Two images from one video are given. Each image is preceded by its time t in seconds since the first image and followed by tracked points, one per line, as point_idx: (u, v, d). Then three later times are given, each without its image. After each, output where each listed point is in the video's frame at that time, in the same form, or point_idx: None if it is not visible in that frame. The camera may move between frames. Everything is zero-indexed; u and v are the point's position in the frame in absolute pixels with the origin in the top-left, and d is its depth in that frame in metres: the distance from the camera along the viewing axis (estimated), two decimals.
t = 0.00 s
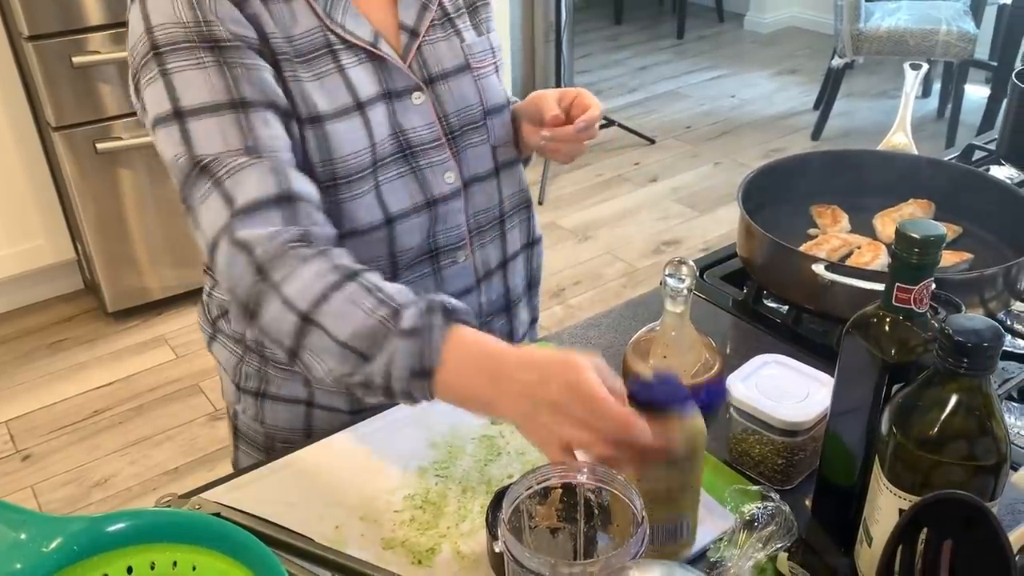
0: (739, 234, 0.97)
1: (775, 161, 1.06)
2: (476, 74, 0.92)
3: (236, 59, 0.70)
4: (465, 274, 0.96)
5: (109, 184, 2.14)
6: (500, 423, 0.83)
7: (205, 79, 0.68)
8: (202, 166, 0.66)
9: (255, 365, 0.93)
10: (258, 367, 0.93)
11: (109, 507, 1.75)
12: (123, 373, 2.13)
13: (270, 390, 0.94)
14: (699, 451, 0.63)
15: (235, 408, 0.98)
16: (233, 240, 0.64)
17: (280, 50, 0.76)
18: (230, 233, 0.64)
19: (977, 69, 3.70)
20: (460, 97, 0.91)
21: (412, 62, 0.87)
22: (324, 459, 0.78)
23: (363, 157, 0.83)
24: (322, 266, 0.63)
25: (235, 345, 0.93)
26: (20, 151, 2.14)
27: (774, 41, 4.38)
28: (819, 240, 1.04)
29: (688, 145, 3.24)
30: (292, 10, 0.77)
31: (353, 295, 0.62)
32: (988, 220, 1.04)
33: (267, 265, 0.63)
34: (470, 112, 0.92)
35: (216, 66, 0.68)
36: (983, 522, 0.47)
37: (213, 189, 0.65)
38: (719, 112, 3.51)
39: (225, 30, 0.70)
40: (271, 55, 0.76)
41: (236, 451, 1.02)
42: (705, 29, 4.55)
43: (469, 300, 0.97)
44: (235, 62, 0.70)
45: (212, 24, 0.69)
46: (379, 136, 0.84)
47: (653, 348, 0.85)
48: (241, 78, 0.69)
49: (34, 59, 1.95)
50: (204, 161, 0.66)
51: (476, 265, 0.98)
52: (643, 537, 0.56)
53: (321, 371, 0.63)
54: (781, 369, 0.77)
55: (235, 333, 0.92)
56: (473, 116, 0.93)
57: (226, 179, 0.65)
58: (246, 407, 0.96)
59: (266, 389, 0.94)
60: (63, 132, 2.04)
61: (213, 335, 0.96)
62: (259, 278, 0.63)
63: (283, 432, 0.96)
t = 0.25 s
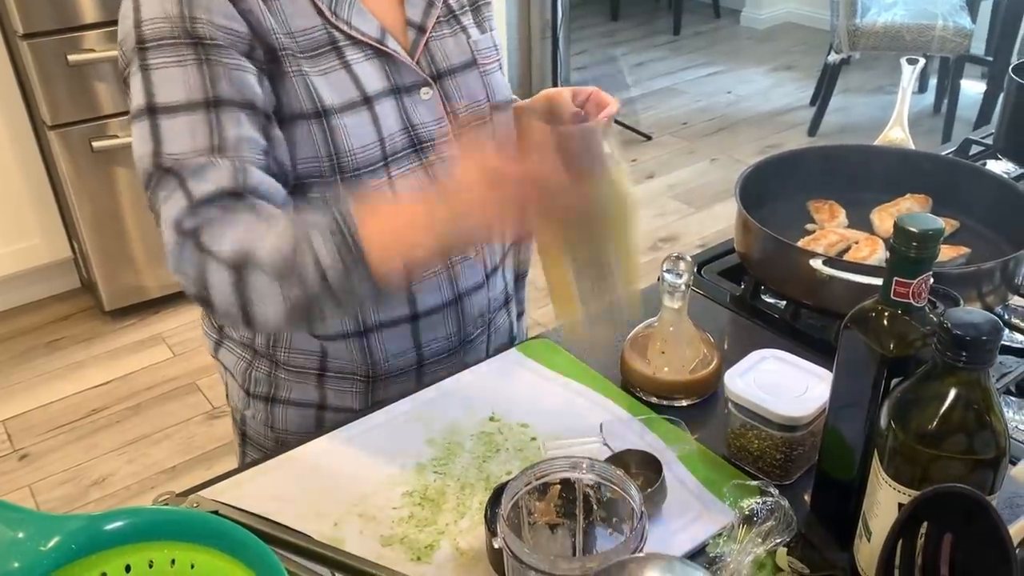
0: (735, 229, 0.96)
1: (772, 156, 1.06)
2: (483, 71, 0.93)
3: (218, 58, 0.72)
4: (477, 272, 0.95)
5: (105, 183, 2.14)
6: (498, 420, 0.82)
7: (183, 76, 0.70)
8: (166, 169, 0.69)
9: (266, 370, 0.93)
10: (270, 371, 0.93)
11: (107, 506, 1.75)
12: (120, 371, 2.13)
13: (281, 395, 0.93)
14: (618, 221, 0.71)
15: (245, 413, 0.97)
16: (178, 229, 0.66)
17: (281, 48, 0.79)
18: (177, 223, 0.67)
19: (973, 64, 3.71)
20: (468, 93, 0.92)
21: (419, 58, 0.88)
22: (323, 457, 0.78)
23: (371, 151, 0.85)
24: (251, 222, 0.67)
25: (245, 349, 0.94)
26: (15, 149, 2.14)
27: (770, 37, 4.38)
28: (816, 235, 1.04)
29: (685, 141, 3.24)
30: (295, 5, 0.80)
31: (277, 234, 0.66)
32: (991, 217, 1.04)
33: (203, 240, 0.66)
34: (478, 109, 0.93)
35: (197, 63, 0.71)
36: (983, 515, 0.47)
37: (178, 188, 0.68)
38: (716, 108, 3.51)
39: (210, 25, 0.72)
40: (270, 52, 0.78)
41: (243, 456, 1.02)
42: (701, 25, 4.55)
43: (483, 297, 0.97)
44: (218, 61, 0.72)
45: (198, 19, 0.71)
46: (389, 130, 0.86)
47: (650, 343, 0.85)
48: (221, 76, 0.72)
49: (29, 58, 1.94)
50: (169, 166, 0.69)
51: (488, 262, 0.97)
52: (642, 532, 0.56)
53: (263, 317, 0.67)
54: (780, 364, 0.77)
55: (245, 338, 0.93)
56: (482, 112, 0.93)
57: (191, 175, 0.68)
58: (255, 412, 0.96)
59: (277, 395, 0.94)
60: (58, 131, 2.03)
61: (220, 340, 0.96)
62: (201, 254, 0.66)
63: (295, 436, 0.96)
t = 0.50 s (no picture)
0: (733, 226, 0.97)
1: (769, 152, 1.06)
2: (481, 75, 0.92)
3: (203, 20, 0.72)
4: (471, 277, 0.94)
5: (101, 183, 2.14)
6: (497, 418, 0.82)
7: (165, 40, 0.71)
8: (147, 128, 0.70)
9: (261, 373, 0.94)
10: (265, 374, 0.94)
11: (106, 506, 1.75)
12: (118, 371, 2.13)
13: (277, 398, 0.95)
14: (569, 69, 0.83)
15: (243, 414, 0.99)
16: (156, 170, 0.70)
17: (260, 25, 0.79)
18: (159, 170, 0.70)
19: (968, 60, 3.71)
20: (466, 96, 0.91)
21: (415, 59, 0.87)
22: (322, 456, 0.78)
23: (360, 145, 0.84)
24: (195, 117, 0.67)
25: (241, 352, 0.94)
26: (11, 150, 2.13)
27: (766, 34, 4.38)
28: (813, 232, 1.04)
29: (681, 138, 3.24)
30: None
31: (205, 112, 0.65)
32: (986, 214, 1.04)
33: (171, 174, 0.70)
34: (475, 112, 0.92)
35: (180, 27, 0.71)
36: (981, 512, 0.47)
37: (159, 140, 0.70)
38: (712, 105, 3.51)
39: None
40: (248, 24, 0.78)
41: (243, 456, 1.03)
42: (697, 22, 4.55)
43: (479, 301, 0.96)
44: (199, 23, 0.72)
45: None
46: (379, 128, 0.84)
47: (649, 340, 0.85)
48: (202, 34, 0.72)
49: (25, 58, 1.94)
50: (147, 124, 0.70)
51: (483, 267, 0.96)
52: (642, 530, 0.56)
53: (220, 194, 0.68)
54: (777, 361, 0.77)
55: (240, 339, 0.94)
56: (478, 116, 0.92)
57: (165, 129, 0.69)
58: (253, 413, 0.97)
59: (273, 398, 0.95)
60: (54, 131, 2.03)
61: (217, 344, 0.96)
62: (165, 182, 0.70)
63: (291, 440, 0.97)
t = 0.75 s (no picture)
0: (728, 226, 0.97)
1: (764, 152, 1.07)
2: (478, 82, 0.92)
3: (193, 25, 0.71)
4: (463, 284, 0.94)
5: (97, 184, 2.14)
6: (493, 419, 0.83)
7: (155, 47, 0.70)
8: (127, 130, 0.71)
9: (252, 380, 0.95)
10: (255, 382, 0.94)
11: (104, 507, 1.75)
12: (115, 373, 2.13)
13: (267, 406, 0.95)
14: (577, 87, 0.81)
15: (238, 419, 0.99)
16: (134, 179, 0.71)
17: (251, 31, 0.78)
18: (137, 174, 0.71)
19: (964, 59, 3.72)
20: (461, 102, 0.91)
21: (411, 65, 0.88)
22: (318, 458, 0.78)
23: (350, 149, 0.84)
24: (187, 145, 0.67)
25: (233, 358, 0.95)
26: (8, 151, 2.13)
27: (762, 32, 4.39)
28: (808, 231, 1.05)
29: (678, 137, 3.24)
30: None
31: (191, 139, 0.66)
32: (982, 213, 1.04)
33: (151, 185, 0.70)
34: (470, 119, 0.92)
35: (171, 35, 0.71)
36: (971, 511, 0.48)
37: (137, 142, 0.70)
38: (708, 104, 3.52)
39: None
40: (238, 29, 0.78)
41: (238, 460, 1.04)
42: (693, 21, 4.56)
43: (471, 309, 0.96)
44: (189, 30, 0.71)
45: None
46: (371, 132, 0.85)
47: (644, 341, 0.86)
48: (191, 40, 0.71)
49: (21, 59, 1.94)
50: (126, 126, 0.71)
51: (476, 274, 0.96)
52: (636, 530, 0.56)
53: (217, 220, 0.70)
54: (772, 360, 0.78)
55: (231, 345, 0.95)
56: (473, 123, 0.93)
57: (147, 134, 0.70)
58: (248, 419, 0.98)
59: (264, 405, 0.95)
60: (51, 132, 2.03)
61: (213, 348, 0.97)
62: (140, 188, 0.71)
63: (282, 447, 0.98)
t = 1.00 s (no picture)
0: (725, 226, 0.97)
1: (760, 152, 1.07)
2: (475, 82, 0.93)
3: (210, 58, 0.70)
4: (466, 285, 0.94)
5: (94, 186, 2.13)
6: (491, 419, 0.83)
7: (173, 79, 0.68)
8: (165, 173, 0.67)
9: (256, 387, 0.94)
10: (259, 389, 0.94)
11: (102, 509, 1.75)
12: (112, 374, 2.13)
13: (272, 411, 0.94)
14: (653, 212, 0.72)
15: (237, 426, 0.98)
16: (186, 233, 0.66)
17: (262, 54, 0.76)
18: (184, 226, 0.66)
19: (960, 57, 3.73)
20: (461, 102, 0.92)
21: (409, 68, 0.88)
22: (316, 458, 0.78)
23: (354, 160, 0.84)
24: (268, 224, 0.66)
25: (236, 365, 0.95)
26: (4, 153, 2.13)
27: (758, 32, 4.39)
28: (804, 230, 1.05)
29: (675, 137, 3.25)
30: (283, 12, 0.78)
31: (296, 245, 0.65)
32: (979, 211, 1.04)
33: (219, 241, 0.66)
34: (470, 119, 0.93)
35: (187, 65, 0.68)
36: (967, 508, 0.48)
37: (178, 192, 0.67)
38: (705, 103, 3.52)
39: (199, 30, 0.69)
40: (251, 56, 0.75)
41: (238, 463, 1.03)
42: (689, 20, 4.56)
43: (473, 310, 0.96)
44: (207, 63, 0.70)
45: (185, 22, 0.69)
46: (375, 139, 0.85)
47: (641, 339, 0.86)
48: (213, 78, 0.70)
49: (17, 61, 1.94)
50: (167, 170, 0.67)
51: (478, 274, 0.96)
52: (634, 528, 0.56)
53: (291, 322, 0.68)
54: (769, 359, 0.78)
55: (234, 352, 0.94)
56: (473, 122, 0.93)
57: (190, 179, 0.67)
58: (247, 425, 0.97)
59: (267, 411, 0.94)
60: (47, 134, 2.03)
61: (212, 354, 0.97)
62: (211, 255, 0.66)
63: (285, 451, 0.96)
